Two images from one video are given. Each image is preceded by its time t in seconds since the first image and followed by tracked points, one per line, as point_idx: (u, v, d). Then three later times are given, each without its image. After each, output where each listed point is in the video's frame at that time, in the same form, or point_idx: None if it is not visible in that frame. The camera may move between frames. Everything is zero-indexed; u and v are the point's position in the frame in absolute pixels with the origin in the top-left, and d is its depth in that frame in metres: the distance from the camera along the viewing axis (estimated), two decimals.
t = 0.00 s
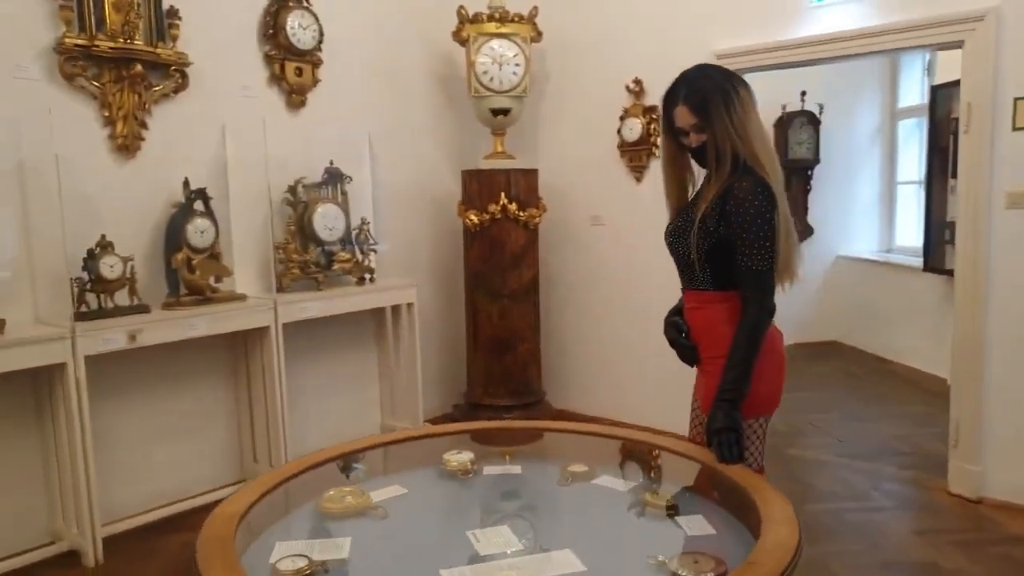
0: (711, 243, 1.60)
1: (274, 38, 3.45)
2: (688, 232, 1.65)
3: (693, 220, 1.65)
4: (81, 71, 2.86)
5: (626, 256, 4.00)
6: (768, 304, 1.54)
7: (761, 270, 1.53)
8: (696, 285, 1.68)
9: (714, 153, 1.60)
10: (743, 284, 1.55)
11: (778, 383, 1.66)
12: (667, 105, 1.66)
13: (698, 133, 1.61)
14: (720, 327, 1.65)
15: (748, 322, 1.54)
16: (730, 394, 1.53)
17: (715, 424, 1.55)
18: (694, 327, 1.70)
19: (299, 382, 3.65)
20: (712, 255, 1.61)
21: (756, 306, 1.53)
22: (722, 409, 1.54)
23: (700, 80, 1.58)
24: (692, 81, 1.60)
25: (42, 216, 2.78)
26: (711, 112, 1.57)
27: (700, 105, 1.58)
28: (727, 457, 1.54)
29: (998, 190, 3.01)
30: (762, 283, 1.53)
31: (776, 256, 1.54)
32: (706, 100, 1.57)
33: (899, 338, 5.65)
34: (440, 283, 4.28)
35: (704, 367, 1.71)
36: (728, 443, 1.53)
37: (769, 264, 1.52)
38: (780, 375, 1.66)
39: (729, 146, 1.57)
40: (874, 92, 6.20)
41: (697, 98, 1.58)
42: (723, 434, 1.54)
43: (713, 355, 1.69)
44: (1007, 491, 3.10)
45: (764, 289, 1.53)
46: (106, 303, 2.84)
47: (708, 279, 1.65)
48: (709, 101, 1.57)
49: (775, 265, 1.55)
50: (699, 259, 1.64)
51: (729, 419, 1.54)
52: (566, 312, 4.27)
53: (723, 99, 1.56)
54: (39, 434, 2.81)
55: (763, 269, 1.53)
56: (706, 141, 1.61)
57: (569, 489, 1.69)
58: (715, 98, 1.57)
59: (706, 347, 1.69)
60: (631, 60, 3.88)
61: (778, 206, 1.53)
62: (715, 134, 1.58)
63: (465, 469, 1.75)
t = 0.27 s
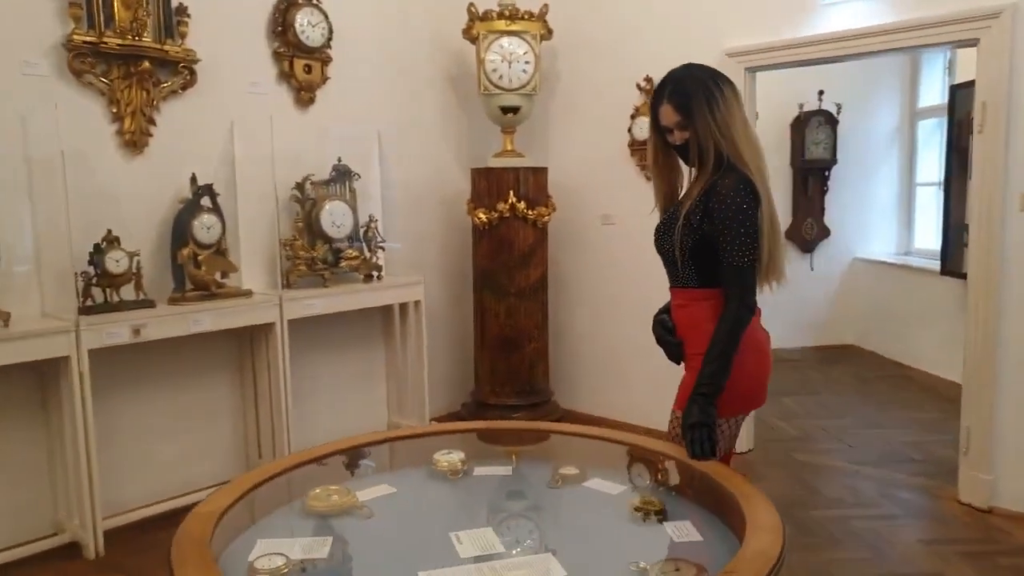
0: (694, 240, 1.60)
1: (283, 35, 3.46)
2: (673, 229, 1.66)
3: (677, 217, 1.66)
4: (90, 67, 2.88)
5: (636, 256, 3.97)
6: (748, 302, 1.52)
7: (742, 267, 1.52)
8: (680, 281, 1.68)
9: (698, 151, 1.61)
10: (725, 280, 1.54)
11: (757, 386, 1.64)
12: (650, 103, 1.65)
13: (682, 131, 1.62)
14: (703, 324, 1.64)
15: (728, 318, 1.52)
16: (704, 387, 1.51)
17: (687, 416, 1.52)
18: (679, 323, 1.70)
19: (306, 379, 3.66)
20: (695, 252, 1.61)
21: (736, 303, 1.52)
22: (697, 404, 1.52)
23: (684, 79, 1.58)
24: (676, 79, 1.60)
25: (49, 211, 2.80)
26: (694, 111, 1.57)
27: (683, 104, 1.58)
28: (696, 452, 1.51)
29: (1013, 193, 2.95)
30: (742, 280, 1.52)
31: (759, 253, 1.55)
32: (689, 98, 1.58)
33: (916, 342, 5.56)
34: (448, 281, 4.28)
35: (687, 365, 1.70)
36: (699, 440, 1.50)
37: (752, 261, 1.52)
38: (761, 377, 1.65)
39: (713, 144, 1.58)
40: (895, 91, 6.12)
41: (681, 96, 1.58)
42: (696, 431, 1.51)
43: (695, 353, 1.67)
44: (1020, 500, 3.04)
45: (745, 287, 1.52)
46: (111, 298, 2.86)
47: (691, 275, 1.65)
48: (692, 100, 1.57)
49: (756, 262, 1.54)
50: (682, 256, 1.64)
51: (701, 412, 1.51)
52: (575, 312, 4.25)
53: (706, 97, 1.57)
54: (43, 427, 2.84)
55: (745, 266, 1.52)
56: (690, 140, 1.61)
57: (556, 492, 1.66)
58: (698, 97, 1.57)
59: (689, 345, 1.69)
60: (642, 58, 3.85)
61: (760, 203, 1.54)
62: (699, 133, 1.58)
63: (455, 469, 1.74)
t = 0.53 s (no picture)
0: (687, 243, 1.68)
1: (307, 35, 3.52)
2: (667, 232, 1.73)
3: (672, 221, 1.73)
4: (120, 65, 2.96)
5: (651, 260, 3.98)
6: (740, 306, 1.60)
7: (734, 270, 1.60)
8: (674, 284, 1.75)
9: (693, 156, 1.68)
10: (719, 283, 1.61)
11: (749, 387, 1.71)
12: (647, 109, 1.74)
13: (678, 137, 1.70)
14: (696, 327, 1.71)
15: (721, 322, 1.60)
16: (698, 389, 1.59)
17: (682, 417, 1.60)
18: (672, 325, 1.77)
19: (320, 373, 3.73)
20: (688, 254, 1.69)
21: (729, 306, 1.60)
22: (690, 404, 1.59)
23: (681, 87, 1.66)
24: (673, 86, 1.68)
25: (76, 204, 2.88)
26: (689, 118, 1.65)
27: (679, 111, 1.66)
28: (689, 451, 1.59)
29: None
30: (734, 283, 1.60)
31: (750, 256, 1.62)
32: (685, 105, 1.66)
33: (938, 353, 5.51)
34: (464, 280, 4.32)
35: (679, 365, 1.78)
36: (693, 440, 1.59)
37: (744, 264, 1.60)
38: (751, 381, 1.71)
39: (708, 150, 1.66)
40: (922, 97, 6.02)
41: (677, 103, 1.66)
42: (688, 430, 1.59)
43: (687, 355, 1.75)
44: None
45: (737, 290, 1.60)
46: (132, 288, 2.94)
47: (684, 279, 1.73)
48: (688, 108, 1.65)
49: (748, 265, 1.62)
50: (674, 259, 1.71)
51: (694, 413, 1.59)
52: (589, 314, 4.27)
53: (701, 105, 1.64)
54: (64, 415, 2.93)
55: (737, 269, 1.60)
56: (685, 146, 1.69)
57: (552, 491, 1.68)
58: (693, 104, 1.65)
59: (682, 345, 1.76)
60: (662, 64, 3.86)
61: (752, 208, 1.62)
62: (693, 138, 1.66)
63: (454, 465, 1.77)
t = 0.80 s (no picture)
0: (688, 245, 1.73)
1: (343, 34, 3.61)
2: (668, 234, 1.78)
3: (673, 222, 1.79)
4: (163, 63, 3.07)
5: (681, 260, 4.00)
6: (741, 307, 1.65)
7: (735, 272, 1.65)
8: (676, 287, 1.81)
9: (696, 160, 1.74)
10: (720, 285, 1.67)
11: (749, 388, 1.76)
12: (653, 113, 1.79)
13: (682, 141, 1.75)
14: (697, 328, 1.77)
15: (723, 322, 1.65)
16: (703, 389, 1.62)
17: (688, 417, 1.63)
18: (672, 327, 1.83)
19: (351, 365, 3.82)
20: (689, 256, 1.74)
21: (730, 307, 1.65)
22: (695, 404, 1.63)
23: (685, 92, 1.72)
24: (678, 91, 1.73)
25: (121, 197, 3.00)
26: (693, 122, 1.71)
27: (683, 116, 1.72)
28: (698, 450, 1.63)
29: None
30: (735, 284, 1.65)
31: (750, 260, 1.67)
32: (688, 109, 1.71)
33: (974, 359, 5.43)
34: (494, 277, 4.38)
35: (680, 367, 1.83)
36: (699, 437, 1.62)
37: (743, 266, 1.65)
38: (752, 380, 1.76)
39: (710, 154, 1.71)
40: (967, 96, 5.92)
41: (681, 108, 1.71)
42: (694, 429, 1.63)
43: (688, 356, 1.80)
44: None
45: (738, 292, 1.65)
46: (172, 279, 3.06)
47: (686, 281, 1.78)
48: (692, 112, 1.70)
49: (749, 268, 1.67)
50: (674, 260, 1.77)
51: (700, 412, 1.63)
52: (617, 313, 4.30)
53: (705, 110, 1.70)
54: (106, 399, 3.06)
55: (738, 271, 1.65)
56: (688, 150, 1.75)
57: (566, 483, 1.73)
58: (697, 109, 1.70)
59: (681, 347, 1.81)
60: (694, 65, 3.87)
61: (751, 212, 1.67)
62: (696, 143, 1.72)
63: (471, 455, 1.83)
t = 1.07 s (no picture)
0: (676, 238, 1.84)
1: (363, 42, 3.67)
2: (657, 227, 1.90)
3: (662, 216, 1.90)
4: (190, 78, 3.16)
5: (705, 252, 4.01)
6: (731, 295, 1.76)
7: (722, 262, 1.76)
8: (664, 279, 1.92)
9: (679, 156, 1.84)
10: (708, 275, 1.78)
11: (741, 368, 1.89)
12: (637, 112, 1.90)
13: (666, 138, 1.86)
14: (687, 318, 1.89)
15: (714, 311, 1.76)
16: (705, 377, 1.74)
17: (693, 404, 1.74)
18: (662, 318, 1.94)
19: (382, 366, 3.89)
20: (676, 248, 1.85)
21: (720, 296, 1.76)
22: (698, 393, 1.74)
23: (667, 92, 1.82)
24: (659, 92, 1.84)
25: (153, 209, 3.09)
26: (675, 120, 1.81)
27: (665, 114, 1.83)
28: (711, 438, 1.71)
29: None
30: (723, 273, 1.76)
31: (735, 248, 1.79)
32: (670, 107, 1.82)
33: (1010, 342, 5.34)
34: (520, 275, 4.42)
35: (672, 355, 1.95)
36: (711, 424, 1.70)
37: (729, 255, 1.76)
38: (744, 363, 1.89)
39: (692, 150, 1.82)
40: (991, 77, 5.84)
41: (663, 106, 1.82)
42: (702, 416, 1.72)
43: (680, 344, 1.92)
44: None
45: (726, 281, 1.76)
46: (205, 287, 3.14)
47: (675, 273, 1.89)
48: (674, 111, 1.81)
49: (735, 257, 1.78)
50: (662, 253, 1.88)
51: (704, 399, 1.74)
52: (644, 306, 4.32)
53: (686, 108, 1.80)
54: (145, 405, 3.15)
55: (725, 261, 1.76)
56: (671, 147, 1.85)
57: (590, 472, 1.74)
58: (678, 108, 1.81)
59: (672, 336, 1.93)
60: (712, 57, 3.87)
61: (734, 203, 1.78)
62: (678, 139, 1.82)
63: (496, 449, 1.87)
